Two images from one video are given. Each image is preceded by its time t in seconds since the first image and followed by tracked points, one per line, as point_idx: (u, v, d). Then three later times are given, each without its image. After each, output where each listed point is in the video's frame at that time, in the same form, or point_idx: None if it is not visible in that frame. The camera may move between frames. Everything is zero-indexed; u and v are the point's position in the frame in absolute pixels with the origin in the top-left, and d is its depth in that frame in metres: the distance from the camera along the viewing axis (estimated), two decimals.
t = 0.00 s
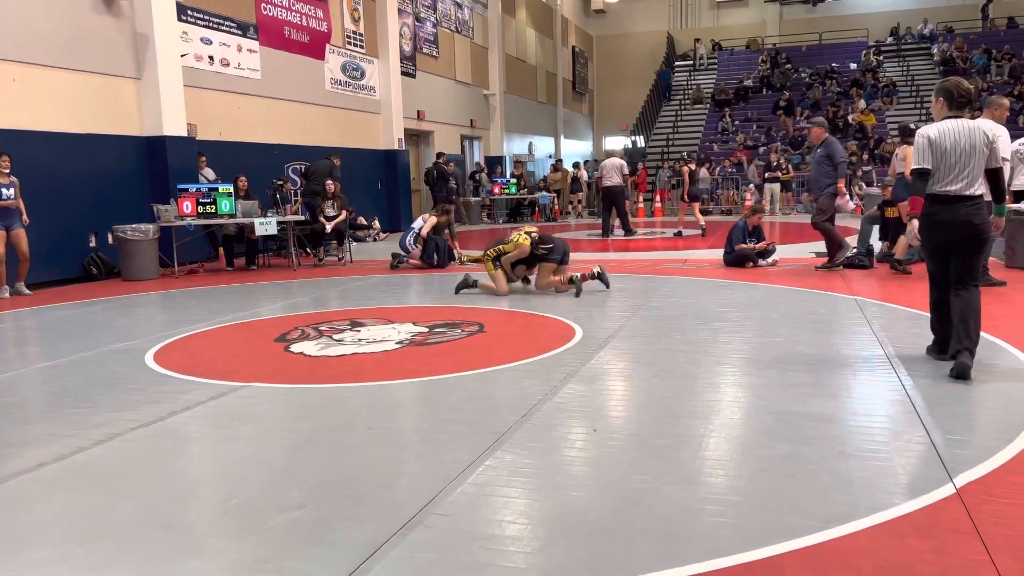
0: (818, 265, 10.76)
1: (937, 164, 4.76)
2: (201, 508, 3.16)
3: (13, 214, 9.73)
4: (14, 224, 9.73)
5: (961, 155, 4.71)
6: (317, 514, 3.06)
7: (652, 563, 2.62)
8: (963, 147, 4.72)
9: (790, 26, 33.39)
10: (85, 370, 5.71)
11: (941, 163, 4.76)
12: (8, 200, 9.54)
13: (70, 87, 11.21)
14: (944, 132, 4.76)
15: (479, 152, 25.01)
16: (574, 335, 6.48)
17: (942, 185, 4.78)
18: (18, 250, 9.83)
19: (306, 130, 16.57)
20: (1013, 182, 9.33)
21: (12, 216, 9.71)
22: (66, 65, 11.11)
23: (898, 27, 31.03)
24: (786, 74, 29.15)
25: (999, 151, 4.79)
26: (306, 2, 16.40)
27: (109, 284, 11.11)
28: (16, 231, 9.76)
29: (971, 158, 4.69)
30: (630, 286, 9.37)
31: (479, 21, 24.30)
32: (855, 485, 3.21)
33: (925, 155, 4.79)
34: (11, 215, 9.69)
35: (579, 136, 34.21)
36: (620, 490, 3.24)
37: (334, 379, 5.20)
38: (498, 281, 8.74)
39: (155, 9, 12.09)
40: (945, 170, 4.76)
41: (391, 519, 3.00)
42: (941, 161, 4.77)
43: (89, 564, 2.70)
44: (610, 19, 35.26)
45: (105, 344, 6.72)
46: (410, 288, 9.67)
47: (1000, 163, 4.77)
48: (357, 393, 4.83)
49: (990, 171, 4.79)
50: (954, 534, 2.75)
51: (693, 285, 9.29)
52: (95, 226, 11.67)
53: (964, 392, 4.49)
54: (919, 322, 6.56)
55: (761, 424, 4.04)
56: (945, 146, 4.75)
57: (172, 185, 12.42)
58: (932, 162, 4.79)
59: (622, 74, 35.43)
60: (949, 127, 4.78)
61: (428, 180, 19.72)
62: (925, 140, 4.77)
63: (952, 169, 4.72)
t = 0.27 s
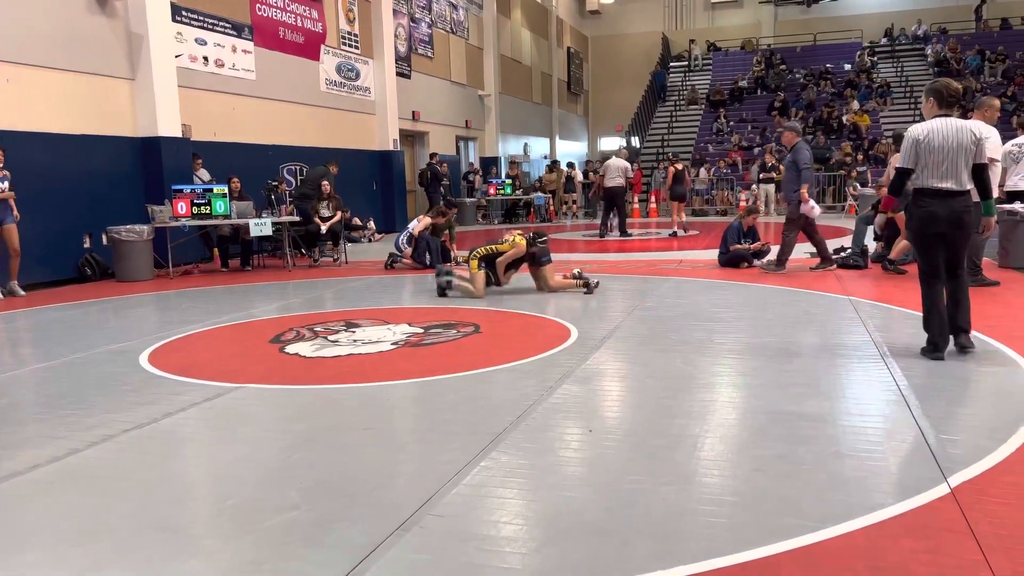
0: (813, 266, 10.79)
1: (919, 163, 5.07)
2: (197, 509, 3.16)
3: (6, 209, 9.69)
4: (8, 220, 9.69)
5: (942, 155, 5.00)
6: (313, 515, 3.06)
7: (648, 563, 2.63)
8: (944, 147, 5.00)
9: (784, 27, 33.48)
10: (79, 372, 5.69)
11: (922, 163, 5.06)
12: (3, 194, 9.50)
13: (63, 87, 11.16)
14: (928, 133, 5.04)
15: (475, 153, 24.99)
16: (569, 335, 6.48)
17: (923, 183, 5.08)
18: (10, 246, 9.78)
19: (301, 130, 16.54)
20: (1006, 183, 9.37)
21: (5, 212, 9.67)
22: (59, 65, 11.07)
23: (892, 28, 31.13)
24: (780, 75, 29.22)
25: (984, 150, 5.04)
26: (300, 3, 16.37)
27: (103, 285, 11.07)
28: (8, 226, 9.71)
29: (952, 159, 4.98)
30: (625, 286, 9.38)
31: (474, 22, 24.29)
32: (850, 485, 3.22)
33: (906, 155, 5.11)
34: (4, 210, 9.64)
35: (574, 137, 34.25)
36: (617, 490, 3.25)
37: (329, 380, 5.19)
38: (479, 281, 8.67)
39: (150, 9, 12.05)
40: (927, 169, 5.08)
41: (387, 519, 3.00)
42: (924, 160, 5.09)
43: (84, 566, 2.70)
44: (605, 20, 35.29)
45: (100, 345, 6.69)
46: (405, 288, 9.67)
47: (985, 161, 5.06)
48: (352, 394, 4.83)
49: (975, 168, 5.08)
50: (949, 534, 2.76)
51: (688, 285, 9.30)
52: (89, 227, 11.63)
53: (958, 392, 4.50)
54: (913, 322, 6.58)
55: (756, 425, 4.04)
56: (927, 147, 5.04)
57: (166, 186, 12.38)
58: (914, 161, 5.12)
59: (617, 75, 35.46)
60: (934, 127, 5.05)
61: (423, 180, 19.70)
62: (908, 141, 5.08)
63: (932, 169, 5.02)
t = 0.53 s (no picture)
0: (810, 266, 10.82)
1: (916, 167, 5.23)
2: (195, 510, 3.15)
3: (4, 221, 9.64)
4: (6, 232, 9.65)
5: (939, 160, 5.16)
6: (312, 516, 3.06)
7: (647, 563, 2.63)
8: (941, 153, 5.17)
9: (782, 28, 33.55)
10: (76, 373, 5.68)
11: (919, 167, 5.22)
12: None
13: (60, 88, 11.14)
14: (924, 139, 5.21)
15: (472, 154, 25.01)
16: (567, 336, 6.49)
17: (921, 187, 5.23)
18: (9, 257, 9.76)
19: (299, 131, 16.54)
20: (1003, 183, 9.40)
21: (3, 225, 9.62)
22: (57, 66, 11.05)
23: (889, 29, 31.20)
24: (778, 76, 29.28)
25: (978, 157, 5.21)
26: (298, 4, 16.37)
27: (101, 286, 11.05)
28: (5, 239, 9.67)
29: (948, 162, 5.14)
30: (623, 287, 9.39)
31: (472, 23, 24.30)
32: (847, 485, 3.23)
33: (904, 160, 5.28)
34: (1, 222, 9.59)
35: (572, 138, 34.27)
36: (615, 491, 3.25)
37: (327, 380, 5.20)
38: (469, 281, 8.57)
39: (147, 9, 12.04)
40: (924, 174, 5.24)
41: (386, 520, 3.00)
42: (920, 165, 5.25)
43: (83, 567, 2.69)
44: (602, 20, 35.34)
45: (97, 346, 6.68)
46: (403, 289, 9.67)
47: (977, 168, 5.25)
48: (350, 394, 4.83)
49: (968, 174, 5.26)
50: (947, 533, 2.77)
51: (686, 286, 9.31)
52: (86, 228, 11.61)
53: (955, 392, 4.52)
54: (910, 322, 6.60)
55: (754, 425, 4.05)
56: (925, 153, 5.20)
57: (163, 187, 12.37)
58: (911, 165, 5.29)
59: (614, 75, 35.50)
60: (931, 133, 5.22)
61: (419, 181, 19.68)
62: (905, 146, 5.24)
63: (928, 172, 5.17)
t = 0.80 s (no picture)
0: (810, 266, 10.82)
1: (917, 163, 5.44)
2: (194, 510, 3.15)
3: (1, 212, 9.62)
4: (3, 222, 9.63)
5: (936, 156, 5.40)
6: (311, 516, 3.06)
7: (646, 563, 2.63)
8: (938, 148, 5.41)
9: (781, 28, 33.56)
10: (76, 373, 5.68)
11: (919, 162, 5.44)
12: None
13: (59, 89, 11.14)
14: (922, 136, 5.43)
15: (472, 154, 24.99)
16: (567, 336, 6.49)
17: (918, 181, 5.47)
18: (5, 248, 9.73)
19: (298, 132, 16.53)
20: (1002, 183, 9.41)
21: None
22: (55, 66, 11.05)
23: (887, 28, 31.22)
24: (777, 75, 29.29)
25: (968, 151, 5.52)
26: (297, 4, 16.36)
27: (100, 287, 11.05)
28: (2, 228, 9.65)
29: (946, 157, 5.40)
30: (622, 287, 9.40)
31: (471, 23, 24.30)
32: (846, 485, 3.23)
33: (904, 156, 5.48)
34: None
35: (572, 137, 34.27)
36: (614, 491, 3.25)
37: (327, 381, 5.19)
38: (472, 286, 8.55)
39: (146, 9, 12.04)
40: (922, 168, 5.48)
41: (385, 521, 3.00)
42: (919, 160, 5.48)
43: (82, 568, 2.69)
44: (601, 21, 35.35)
45: (96, 347, 6.68)
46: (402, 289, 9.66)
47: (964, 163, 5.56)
48: (350, 395, 4.83)
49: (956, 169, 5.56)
50: (945, 533, 2.77)
51: (685, 286, 9.32)
52: (86, 228, 11.61)
53: (955, 391, 4.52)
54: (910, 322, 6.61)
55: (753, 425, 4.05)
56: (922, 148, 5.43)
57: (162, 187, 12.37)
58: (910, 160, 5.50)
59: (613, 75, 35.52)
60: (926, 129, 5.44)
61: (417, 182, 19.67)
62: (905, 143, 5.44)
63: (928, 168, 5.41)
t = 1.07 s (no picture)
0: (810, 264, 10.82)
1: (906, 165, 5.87)
2: (194, 510, 3.15)
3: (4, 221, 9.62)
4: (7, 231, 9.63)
5: (919, 159, 5.87)
6: (311, 516, 3.05)
7: (647, 562, 2.63)
8: (923, 151, 5.89)
9: (781, 26, 33.53)
10: (76, 373, 5.69)
11: (908, 164, 5.88)
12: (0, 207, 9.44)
13: (59, 88, 11.14)
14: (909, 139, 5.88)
15: (472, 152, 24.98)
16: (567, 335, 6.49)
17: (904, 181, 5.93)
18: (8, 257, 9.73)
19: (299, 130, 16.54)
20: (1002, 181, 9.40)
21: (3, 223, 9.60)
22: (56, 65, 11.04)
23: (888, 26, 31.18)
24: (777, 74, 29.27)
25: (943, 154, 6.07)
26: (297, 3, 16.35)
27: (101, 286, 11.05)
28: (5, 238, 9.65)
29: (931, 160, 5.89)
30: (623, 285, 9.41)
31: (471, 22, 24.28)
32: (846, 484, 3.23)
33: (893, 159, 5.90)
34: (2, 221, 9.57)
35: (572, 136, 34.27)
36: (616, 489, 3.25)
37: (327, 380, 5.20)
38: (444, 278, 8.60)
39: (146, 9, 12.04)
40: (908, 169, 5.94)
41: (385, 520, 3.00)
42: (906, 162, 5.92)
43: (83, 567, 2.69)
44: (601, 19, 35.33)
45: (97, 346, 6.68)
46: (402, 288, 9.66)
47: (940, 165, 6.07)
48: (350, 394, 4.83)
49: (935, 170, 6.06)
50: (947, 531, 2.77)
51: (686, 284, 9.31)
52: (86, 227, 11.61)
53: (955, 390, 4.52)
54: (910, 320, 6.61)
55: (754, 423, 4.05)
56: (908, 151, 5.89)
57: (163, 186, 12.37)
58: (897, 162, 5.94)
59: (614, 74, 35.50)
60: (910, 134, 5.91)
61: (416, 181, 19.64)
62: (895, 147, 5.85)
63: (916, 169, 5.87)
